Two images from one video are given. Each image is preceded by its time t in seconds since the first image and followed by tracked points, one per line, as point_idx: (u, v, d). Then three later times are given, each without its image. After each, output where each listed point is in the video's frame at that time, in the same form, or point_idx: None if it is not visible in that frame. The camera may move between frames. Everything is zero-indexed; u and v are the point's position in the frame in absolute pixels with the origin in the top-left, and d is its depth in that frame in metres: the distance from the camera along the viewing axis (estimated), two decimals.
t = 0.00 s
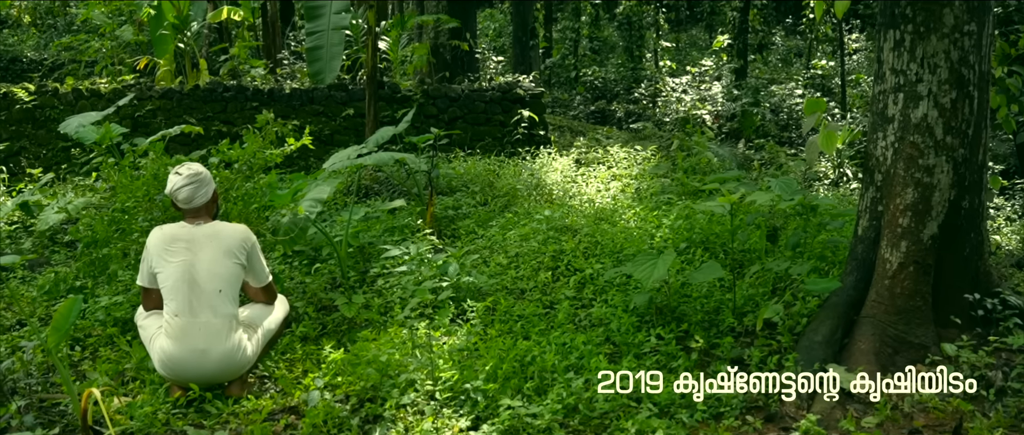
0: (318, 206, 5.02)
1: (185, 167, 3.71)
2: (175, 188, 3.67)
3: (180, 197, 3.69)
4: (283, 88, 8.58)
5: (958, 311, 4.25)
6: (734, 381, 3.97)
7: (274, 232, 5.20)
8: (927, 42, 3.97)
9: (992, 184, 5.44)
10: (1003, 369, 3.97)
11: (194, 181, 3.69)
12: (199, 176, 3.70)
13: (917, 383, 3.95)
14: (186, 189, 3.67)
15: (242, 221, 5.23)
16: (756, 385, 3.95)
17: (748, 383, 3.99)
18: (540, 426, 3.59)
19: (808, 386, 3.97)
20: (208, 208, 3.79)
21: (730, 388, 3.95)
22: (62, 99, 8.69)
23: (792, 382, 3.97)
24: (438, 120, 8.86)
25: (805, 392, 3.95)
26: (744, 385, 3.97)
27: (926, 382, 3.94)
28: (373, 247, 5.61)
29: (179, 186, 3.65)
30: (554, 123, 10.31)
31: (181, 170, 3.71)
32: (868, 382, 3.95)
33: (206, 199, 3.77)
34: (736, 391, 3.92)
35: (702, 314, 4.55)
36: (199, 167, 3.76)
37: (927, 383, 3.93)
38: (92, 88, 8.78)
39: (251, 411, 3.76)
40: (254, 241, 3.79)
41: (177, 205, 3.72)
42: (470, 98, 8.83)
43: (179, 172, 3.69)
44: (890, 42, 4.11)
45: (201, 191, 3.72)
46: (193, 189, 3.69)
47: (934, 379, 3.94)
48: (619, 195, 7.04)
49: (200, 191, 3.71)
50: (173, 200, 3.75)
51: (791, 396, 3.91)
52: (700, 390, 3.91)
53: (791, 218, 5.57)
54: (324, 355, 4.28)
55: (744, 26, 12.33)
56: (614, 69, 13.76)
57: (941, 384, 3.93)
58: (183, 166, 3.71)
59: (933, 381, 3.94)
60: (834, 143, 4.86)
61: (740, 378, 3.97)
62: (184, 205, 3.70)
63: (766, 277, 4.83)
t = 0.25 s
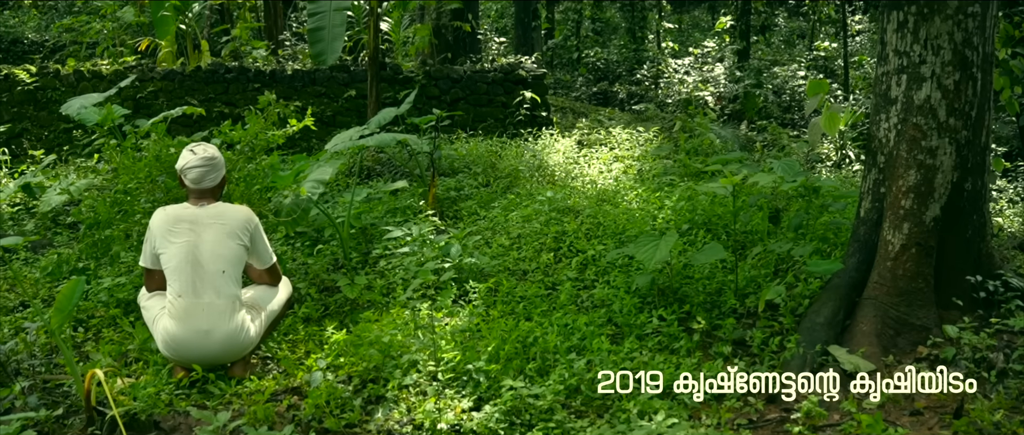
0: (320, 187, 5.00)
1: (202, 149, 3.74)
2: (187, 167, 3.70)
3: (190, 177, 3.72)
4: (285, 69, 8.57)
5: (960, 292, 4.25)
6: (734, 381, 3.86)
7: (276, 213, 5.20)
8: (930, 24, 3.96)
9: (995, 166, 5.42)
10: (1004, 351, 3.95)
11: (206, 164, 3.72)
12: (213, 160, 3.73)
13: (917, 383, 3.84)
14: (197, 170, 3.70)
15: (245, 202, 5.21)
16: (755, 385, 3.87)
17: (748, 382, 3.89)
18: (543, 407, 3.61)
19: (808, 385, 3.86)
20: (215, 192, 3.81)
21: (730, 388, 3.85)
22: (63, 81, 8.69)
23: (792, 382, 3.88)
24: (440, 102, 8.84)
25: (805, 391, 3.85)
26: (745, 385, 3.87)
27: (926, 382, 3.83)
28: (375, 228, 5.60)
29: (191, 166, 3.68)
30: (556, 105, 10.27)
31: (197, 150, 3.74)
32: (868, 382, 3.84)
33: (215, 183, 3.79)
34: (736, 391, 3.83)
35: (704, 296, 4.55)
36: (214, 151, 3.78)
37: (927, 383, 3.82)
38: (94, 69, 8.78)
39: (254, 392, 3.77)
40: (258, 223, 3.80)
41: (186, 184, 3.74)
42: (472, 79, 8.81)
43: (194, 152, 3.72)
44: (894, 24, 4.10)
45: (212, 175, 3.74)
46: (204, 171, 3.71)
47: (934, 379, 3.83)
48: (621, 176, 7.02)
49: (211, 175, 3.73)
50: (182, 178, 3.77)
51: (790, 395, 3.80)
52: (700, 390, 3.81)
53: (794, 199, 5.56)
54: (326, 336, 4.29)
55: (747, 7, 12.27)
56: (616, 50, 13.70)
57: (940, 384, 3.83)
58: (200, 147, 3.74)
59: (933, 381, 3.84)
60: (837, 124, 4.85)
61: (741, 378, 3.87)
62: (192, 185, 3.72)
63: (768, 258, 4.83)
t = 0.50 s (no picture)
0: (323, 169, 5.01)
1: (202, 130, 3.73)
2: (189, 149, 3.70)
3: (193, 158, 3.72)
4: (287, 51, 8.55)
5: (963, 274, 4.25)
6: (734, 381, 3.75)
7: (279, 195, 5.20)
8: (935, 5, 3.94)
9: (998, 148, 5.41)
10: (1007, 333, 3.94)
11: (208, 145, 3.71)
12: (214, 141, 3.72)
13: (917, 383, 3.70)
14: (199, 152, 3.69)
15: (247, 184, 5.20)
16: (756, 385, 3.77)
17: (748, 383, 3.79)
18: (545, 388, 3.62)
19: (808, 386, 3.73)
20: (219, 174, 3.81)
21: (730, 388, 3.73)
22: (65, 63, 8.68)
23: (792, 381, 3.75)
24: (442, 83, 8.82)
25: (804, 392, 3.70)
26: (745, 385, 3.77)
27: (926, 382, 3.69)
28: (377, 210, 5.60)
29: (193, 149, 3.68)
30: (558, 86, 10.24)
31: (198, 132, 3.73)
32: (869, 381, 3.70)
33: (218, 164, 3.78)
34: (738, 391, 3.71)
35: (706, 277, 4.56)
36: (215, 131, 3.77)
37: (927, 383, 3.68)
38: (96, 51, 8.76)
39: (257, 374, 3.78)
40: (261, 204, 3.80)
41: (190, 166, 3.75)
42: (474, 61, 8.78)
43: (194, 134, 3.71)
44: (898, 5, 4.08)
45: (214, 156, 3.74)
46: (206, 153, 3.71)
47: (934, 379, 3.69)
48: (623, 158, 7.00)
49: (213, 155, 3.72)
50: (185, 161, 3.78)
51: (791, 395, 3.67)
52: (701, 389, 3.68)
53: (796, 182, 5.55)
54: (329, 317, 4.30)
55: None
56: (619, 32, 13.63)
57: (941, 383, 3.68)
58: (200, 128, 3.73)
59: (934, 380, 3.69)
60: (840, 106, 4.83)
61: (740, 378, 3.76)
62: (195, 167, 3.72)
63: (771, 240, 4.83)
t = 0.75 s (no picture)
0: (326, 151, 5.03)
1: (204, 112, 3.71)
2: (192, 132, 3.68)
3: (196, 141, 3.71)
4: (290, 33, 8.53)
5: (966, 258, 4.24)
6: (733, 381, 3.63)
7: (282, 178, 5.19)
8: None
9: (1002, 130, 5.40)
10: (1010, 316, 3.94)
11: (211, 127, 3.70)
12: (216, 122, 3.70)
13: (917, 383, 3.60)
14: (202, 135, 3.68)
15: (250, 167, 5.21)
16: (756, 385, 3.64)
17: (748, 383, 3.66)
18: (548, 370, 3.63)
19: (808, 385, 3.57)
20: (222, 156, 3.81)
21: (730, 388, 3.59)
22: (68, 46, 8.66)
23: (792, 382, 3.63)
24: (445, 66, 8.80)
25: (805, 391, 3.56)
26: (744, 385, 3.62)
27: (925, 381, 3.60)
28: (380, 192, 5.60)
29: (196, 131, 3.66)
30: (561, 69, 10.20)
31: (200, 114, 3.71)
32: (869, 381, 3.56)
33: (222, 146, 3.77)
34: (738, 390, 3.58)
35: (710, 260, 4.56)
36: (217, 113, 3.76)
37: (927, 382, 3.59)
38: (98, 34, 8.74)
39: (260, 356, 3.79)
40: (264, 187, 3.80)
41: (193, 150, 3.74)
42: (477, 43, 8.75)
43: (197, 117, 3.69)
44: None
45: (217, 138, 3.73)
46: (209, 135, 3.70)
47: (934, 379, 3.60)
48: (627, 140, 6.99)
49: (216, 137, 3.72)
50: (189, 143, 3.77)
51: (791, 395, 3.56)
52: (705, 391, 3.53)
53: (800, 164, 5.55)
54: (333, 300, 4.30)
55: None
56: (622, 14, 13.56)
57: (941, 383, 3.59)
58: (201, 111, 3.72)
59: (933, 380, 3.61)
60: (845, 88, 4.81)
61: (740, 377, 3.64)
62: (199, 150, 3.72)
63: (774, 223, 4.82)
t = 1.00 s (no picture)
0: (330, 135, 4.99)
1: (218, 96, 3.73)
2: (203, 114, 3.69)
3: (206, 123, 3.72)
4: (294, 17, 8.50)
5: (970, 242, 4.24)
6: (734, 381, 3.48)
7: (286, 161, 5.19)
8: None
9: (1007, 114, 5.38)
10: (1014, 300, 3.93)
11: (222, 113, 3.71)
12: (229, 109, 3.72)
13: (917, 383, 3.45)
14: (213, 118, 3.69)
15: (254, 150, 5.20)
16: (756, 385, 3.52)
17: (748, 383, 3.53)
18: (552, 354, 3.64)
19: (808, 386, 3.48)
20: (229, 140, 3.82)
21: (730, 389, 3.45)
22: (71, 30, 8.65)
23: (790, 383, 3.50)
24: (449, 50, 8.78)
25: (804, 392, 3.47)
26: (745, 385, 3.49)
27: (926, 381, 3.45)
28: (384, 176, 5.59)
29: (208, 114, 3.67)
30: (565, 53, 10.16)
31: (213, 97, 3.72)
32: (869, 381, 3.42)
33: (229, 131, 3.79)
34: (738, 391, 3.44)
35: (714, 244, 4.55)
36: (230, 99, 3.77)
37: (928, 382, 3.44)
38: (101, 18, 8.72)
39: (265, 339, 3.80)
40: (269, 172, 3.81)
41: (201, 130, 3.75)
42: (481, 27, 8.73)
43: (211, 99, 3.70)
44: None
45: (227, 123, 3.75)
46: (219, 119, 3.71)
47: (933, 379, 3.46)
48: (631, 124, 6.97)
49: (226, 123, 3.74)
50: (196, 123, 3.77)
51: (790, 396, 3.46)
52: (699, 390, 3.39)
53: (804, 148, 5.53)
54: (337, 283, 4.31)
55: None
56: None
57: (941, 383, 3.46)
58: (216, 94, 3.72)
59: (933, 380, 3.46)
60: (849, 73, 4.78)
61: (740, 377, 3.49)
62: (207, 132, 3.73)
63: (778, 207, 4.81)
